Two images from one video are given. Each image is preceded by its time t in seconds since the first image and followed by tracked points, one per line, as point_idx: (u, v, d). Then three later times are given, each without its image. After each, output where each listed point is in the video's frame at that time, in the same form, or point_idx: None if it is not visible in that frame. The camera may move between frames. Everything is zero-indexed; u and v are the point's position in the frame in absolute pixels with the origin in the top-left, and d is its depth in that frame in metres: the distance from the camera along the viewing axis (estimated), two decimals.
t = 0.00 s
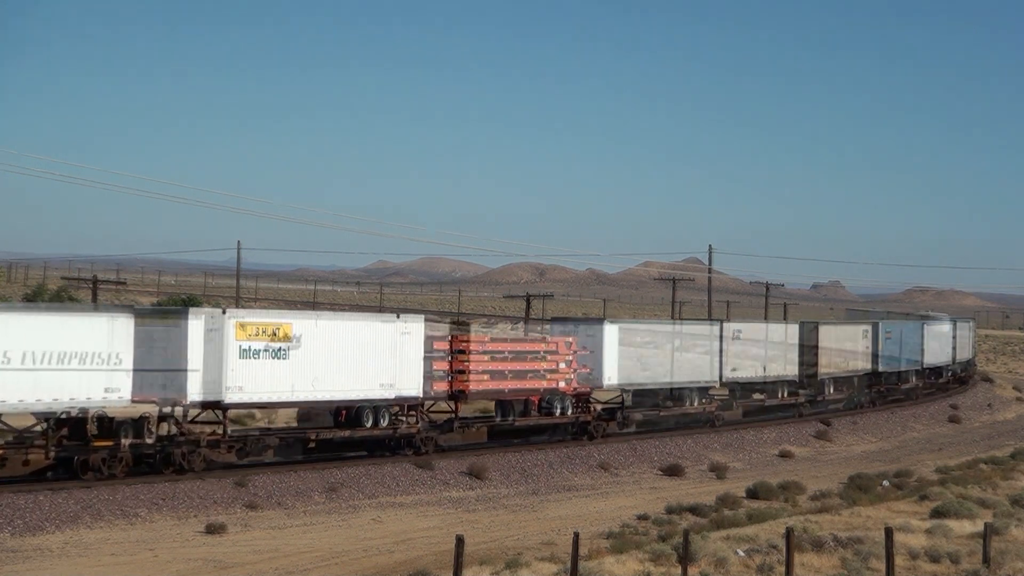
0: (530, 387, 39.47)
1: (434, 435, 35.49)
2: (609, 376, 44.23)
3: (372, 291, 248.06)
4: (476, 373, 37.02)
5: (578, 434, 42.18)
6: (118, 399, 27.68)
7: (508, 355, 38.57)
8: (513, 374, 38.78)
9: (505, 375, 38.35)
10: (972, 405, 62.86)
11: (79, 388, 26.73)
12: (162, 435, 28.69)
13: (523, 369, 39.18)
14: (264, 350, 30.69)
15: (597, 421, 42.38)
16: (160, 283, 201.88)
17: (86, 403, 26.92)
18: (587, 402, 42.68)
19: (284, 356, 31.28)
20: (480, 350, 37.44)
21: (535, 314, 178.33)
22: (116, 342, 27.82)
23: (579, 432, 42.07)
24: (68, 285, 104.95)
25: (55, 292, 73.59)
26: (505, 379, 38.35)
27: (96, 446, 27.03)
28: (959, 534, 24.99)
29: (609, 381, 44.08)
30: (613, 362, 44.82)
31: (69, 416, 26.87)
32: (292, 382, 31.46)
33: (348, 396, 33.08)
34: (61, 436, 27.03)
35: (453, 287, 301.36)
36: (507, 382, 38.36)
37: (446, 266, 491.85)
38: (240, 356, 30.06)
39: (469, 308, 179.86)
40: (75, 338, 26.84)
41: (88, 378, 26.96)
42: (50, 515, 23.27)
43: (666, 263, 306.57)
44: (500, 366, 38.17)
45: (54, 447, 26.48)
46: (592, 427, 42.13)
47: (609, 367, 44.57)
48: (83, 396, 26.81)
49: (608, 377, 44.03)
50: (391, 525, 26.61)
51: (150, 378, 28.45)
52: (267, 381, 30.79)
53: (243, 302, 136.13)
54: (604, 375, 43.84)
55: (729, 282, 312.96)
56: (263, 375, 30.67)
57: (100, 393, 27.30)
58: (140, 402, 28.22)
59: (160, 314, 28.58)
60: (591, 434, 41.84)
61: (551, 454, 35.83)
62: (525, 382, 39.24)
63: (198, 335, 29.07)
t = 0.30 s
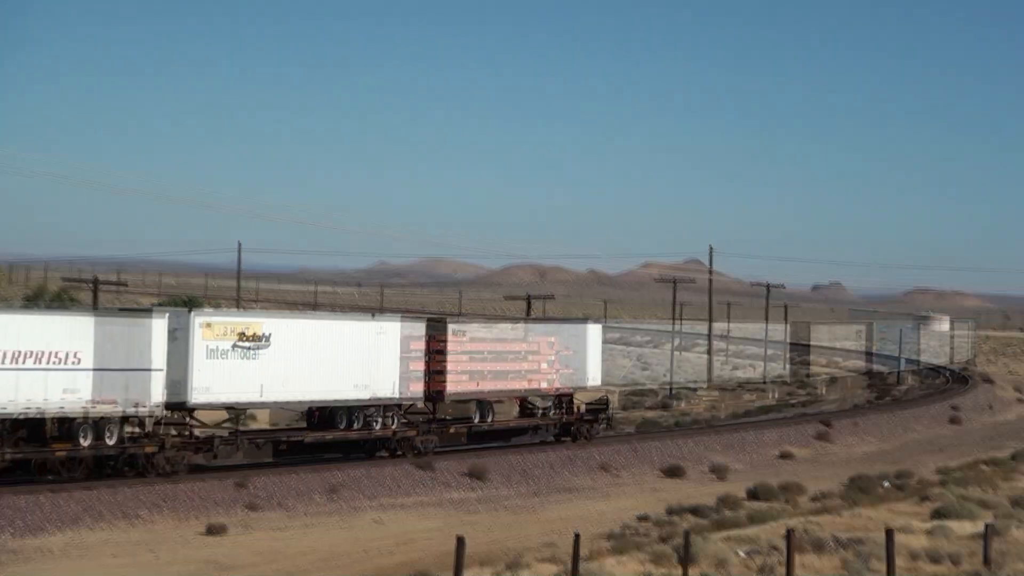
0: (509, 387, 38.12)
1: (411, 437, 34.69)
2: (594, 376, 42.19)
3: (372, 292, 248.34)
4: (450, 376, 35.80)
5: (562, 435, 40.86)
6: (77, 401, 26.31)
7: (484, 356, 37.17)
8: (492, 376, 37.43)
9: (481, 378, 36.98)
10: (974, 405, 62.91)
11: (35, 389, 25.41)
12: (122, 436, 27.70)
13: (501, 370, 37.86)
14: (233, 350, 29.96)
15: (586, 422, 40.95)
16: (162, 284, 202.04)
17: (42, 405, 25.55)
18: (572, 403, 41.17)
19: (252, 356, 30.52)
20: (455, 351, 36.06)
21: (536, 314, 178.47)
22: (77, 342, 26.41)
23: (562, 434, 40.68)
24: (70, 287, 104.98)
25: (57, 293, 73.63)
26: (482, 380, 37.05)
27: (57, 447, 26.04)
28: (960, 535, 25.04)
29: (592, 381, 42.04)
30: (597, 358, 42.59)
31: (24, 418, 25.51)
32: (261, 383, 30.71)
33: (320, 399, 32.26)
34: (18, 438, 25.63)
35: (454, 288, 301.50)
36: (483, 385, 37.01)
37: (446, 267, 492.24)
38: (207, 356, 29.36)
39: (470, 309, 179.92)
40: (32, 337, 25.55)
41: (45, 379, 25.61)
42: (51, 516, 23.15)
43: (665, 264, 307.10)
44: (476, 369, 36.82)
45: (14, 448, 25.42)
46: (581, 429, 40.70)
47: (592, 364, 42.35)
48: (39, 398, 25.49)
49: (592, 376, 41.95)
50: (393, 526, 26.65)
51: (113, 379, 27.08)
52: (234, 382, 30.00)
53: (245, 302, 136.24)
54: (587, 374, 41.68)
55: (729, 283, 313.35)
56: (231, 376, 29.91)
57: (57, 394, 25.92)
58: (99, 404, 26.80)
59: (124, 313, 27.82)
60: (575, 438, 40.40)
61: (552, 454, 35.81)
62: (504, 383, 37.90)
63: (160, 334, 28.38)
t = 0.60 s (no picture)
0: (491, 386, 36.57)
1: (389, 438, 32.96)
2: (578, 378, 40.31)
3: (373, 293, 249.18)
4: (428, 377, 34.30)
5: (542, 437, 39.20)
6: (34, 404, 24.93)
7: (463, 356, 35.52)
8: (473, 376, 35.86)
9: (461, 379, 35.40)
10: (973, 405, 62.99)
11: None
12: (82, 438, 26.26)
13: (483, 372, 36.24)
14: (200, 351, 28.03)
15: (568, 423, 39.35)
16: (163, 284, 202.28)
17: None
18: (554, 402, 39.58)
19: (221, 358, 28.62)
20: (432, 351, 34.39)
21: (536, 314, 178.80)
22: (34, 342, 24.96)
23: (543, 436, 39.01)
24: (71, 286, 105.29)
25: (58, 293, 73.82)
26: (461, 380, 35.48)
27: (13, 449, 24.65)
28: (960, 535, 25.04)
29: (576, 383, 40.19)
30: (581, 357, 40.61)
31: None
32: (231, 386, 28.86)
33: (291, 400, 30.42)
34: None
35: (454, 288, 302.05)
36: (462, 386, 35.46)
37: (446, 267, 492.84)
38: (174, 358, 27.44)
39: (470, 309, 180.26)
40: None
41: None
42: (51, 516, 23.21)
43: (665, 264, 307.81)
44: (455, 370, 35.25)
45: None
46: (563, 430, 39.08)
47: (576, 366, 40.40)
48: None
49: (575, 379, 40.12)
50: (393, 526, 26.66)
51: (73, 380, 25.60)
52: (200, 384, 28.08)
53: (246, 303, 136.49)
54: (569, 379, 39.77)
55: (729, 283, 314.09)
56: (197, 378, 27.98)
57: (12, 398, 24.55)
58: (58, 406, 25.39)
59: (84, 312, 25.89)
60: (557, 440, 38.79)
61: (552, 454, 35.83)
62: (485, 383, 36.34)
63: (121, 333, 26.53)
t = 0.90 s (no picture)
0: (469, 387, 35.78)
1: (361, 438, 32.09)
2: (559, 376, 39.68)
3: (374, 293, 249.26)
4: (402, 378, 33.44)
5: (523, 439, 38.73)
6: None
7: (440, 356, 34.67)
8: (450, 377, 35.04)
9: (437, 380, 34.55)
10: (973, 405, 63.00)
11: None
12: (39, 440, 25.55)
13: (462, 374, 35.49)
14: (163, 351, 27.34)
15: (550, 424, 38.89)
16: (163, 284, 201.94)
17: None
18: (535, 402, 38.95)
19: (186, 358, 27.93)
20: (407, 351, 33.53)
21: (537, 313, 178.70)
22: None
23: (524, 437, 38.51)
24: (71, 286, 105.16)
25: (58, 293, 73.70)
26: (438, 381, 34.64)
27: None
28: (960, 534, 25.06)
29: (556, 382, 39.58)
30: (561, 355, 39.90)
31: None
32: (196, 386, 28.13)
33: (258, 401, 29.61)
34: None
35: (454, 288, 301.93)
36: (439, 387, 34.63)
37: (446, 266, 492.86)
38: (136, 358, 26.72)
39: (470, 309, 180.27)
40: None
41: None
42: (51, 516, 23.25)
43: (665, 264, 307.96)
44: (431, 370, 34.39)
45: None
46: (545, 431, 38.68)
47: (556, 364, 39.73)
48: None
49: (555, 377, 39.51)
50: (393, 526, 26.66)
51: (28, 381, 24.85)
52: (162, 384, 27.33)
53: (246, 302, 136.27)
54: (549, 379, 39.14)
55: (729, 283, 314.20)
56: (160, 378, 27.23)
57: None
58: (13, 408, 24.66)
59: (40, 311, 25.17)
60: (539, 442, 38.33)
61: (552, 454, 35.84)
62: (463, 383, 35.55)
63: (80, 332, 25.80)
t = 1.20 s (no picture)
0: (447, 388, 35.00)
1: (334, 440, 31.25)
2: (539, 376, 38.95)
3: (374, 293, 249.03)
4: (377, 379, 32.68)
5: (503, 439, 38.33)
6: None
7: (416, 356, 33.91)
8: (427, 377, 34.26)
9: (414, 380, 33.76)
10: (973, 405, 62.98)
11: None
12: None
13: (439, 374, 34.74)
14: (124, 351, 26.38)
15: (531, 426, 38.53)
16: (162, 283, 201.51)
17: None
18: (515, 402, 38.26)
19: (148, 358, 26.97)
20: (382, 352, 32.79)
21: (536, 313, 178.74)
22: None
23: (506, 438, 38.08)
24: (70, 285, 104.96)
25: (57, 293, 73.55)
26: (415, 381, 33.86)
27: None
28: (960, 534, 25.06)
29: (536, 382, 38.84)
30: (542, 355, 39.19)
31: None
32: (160, 386, 27.19)
33: (225, 402, 28.74)
34: None
35: (453, 288, 301.85)
36: (416, 387, 33.84)
37: (445, 266, 492.77)
38: (95, 358, 25.75)
39: (470, 309, 180.19)
40: None
41: None
42: (51, 516, 23.25)
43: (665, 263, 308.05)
44: (408, 371, 33.60)
45: None
46: (526, 432, 38.26)
47: (536, 364, 39.00)
48: None
49: (535, 378, 38.79)
50: (392, 526, 26.65)
51: None
52: (124, 384, 26.42)
53: (246, 302, 136.07)
54: (529, 379, 38.42)
55: (729, 282, 314.19)
56: (121, 378, 26.29)
57: None
58: None
59: None
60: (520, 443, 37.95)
61: (552, 454, 35.85)
62: (440, 384, 34.79)
63: (33, 332, 24.89)
